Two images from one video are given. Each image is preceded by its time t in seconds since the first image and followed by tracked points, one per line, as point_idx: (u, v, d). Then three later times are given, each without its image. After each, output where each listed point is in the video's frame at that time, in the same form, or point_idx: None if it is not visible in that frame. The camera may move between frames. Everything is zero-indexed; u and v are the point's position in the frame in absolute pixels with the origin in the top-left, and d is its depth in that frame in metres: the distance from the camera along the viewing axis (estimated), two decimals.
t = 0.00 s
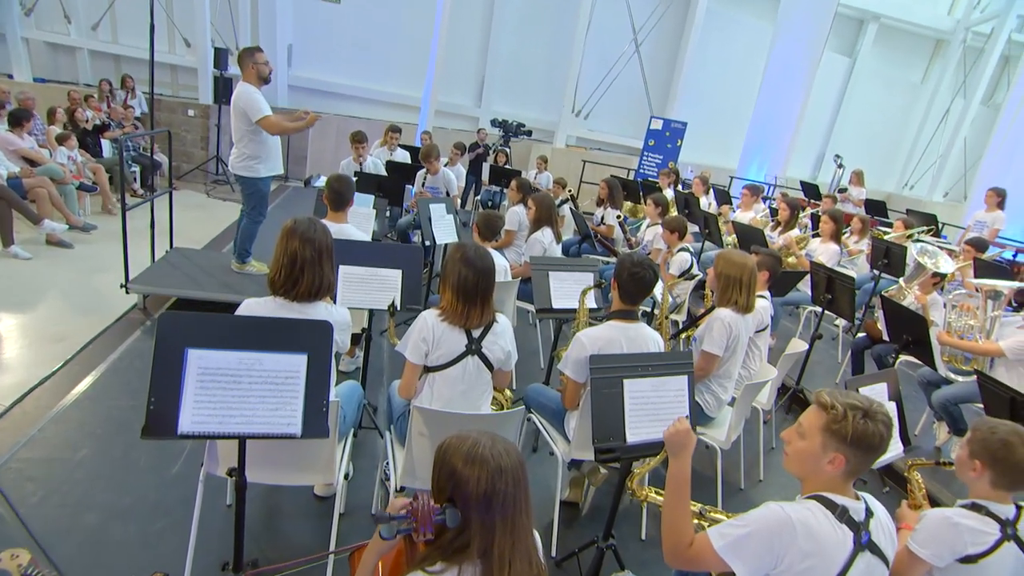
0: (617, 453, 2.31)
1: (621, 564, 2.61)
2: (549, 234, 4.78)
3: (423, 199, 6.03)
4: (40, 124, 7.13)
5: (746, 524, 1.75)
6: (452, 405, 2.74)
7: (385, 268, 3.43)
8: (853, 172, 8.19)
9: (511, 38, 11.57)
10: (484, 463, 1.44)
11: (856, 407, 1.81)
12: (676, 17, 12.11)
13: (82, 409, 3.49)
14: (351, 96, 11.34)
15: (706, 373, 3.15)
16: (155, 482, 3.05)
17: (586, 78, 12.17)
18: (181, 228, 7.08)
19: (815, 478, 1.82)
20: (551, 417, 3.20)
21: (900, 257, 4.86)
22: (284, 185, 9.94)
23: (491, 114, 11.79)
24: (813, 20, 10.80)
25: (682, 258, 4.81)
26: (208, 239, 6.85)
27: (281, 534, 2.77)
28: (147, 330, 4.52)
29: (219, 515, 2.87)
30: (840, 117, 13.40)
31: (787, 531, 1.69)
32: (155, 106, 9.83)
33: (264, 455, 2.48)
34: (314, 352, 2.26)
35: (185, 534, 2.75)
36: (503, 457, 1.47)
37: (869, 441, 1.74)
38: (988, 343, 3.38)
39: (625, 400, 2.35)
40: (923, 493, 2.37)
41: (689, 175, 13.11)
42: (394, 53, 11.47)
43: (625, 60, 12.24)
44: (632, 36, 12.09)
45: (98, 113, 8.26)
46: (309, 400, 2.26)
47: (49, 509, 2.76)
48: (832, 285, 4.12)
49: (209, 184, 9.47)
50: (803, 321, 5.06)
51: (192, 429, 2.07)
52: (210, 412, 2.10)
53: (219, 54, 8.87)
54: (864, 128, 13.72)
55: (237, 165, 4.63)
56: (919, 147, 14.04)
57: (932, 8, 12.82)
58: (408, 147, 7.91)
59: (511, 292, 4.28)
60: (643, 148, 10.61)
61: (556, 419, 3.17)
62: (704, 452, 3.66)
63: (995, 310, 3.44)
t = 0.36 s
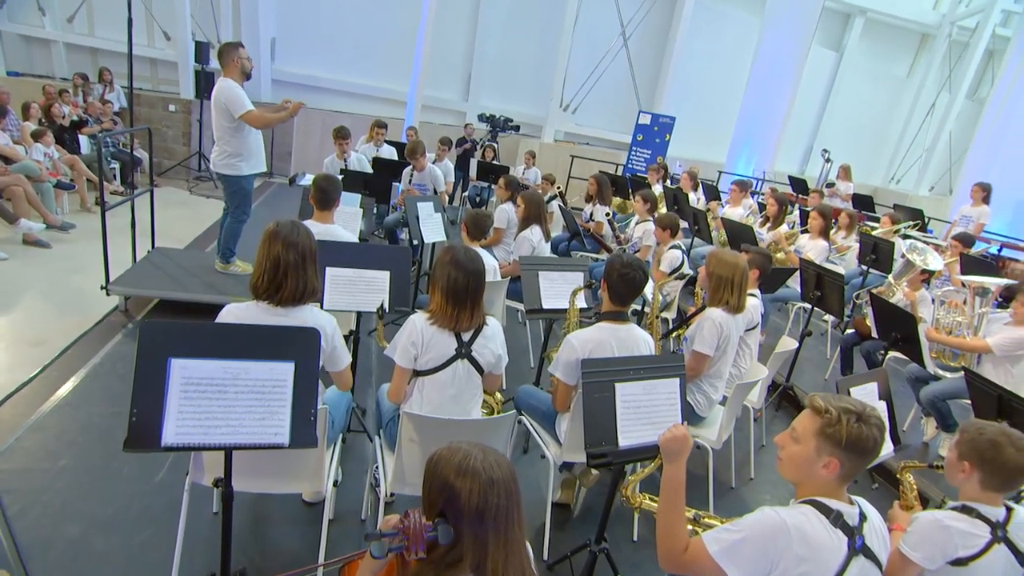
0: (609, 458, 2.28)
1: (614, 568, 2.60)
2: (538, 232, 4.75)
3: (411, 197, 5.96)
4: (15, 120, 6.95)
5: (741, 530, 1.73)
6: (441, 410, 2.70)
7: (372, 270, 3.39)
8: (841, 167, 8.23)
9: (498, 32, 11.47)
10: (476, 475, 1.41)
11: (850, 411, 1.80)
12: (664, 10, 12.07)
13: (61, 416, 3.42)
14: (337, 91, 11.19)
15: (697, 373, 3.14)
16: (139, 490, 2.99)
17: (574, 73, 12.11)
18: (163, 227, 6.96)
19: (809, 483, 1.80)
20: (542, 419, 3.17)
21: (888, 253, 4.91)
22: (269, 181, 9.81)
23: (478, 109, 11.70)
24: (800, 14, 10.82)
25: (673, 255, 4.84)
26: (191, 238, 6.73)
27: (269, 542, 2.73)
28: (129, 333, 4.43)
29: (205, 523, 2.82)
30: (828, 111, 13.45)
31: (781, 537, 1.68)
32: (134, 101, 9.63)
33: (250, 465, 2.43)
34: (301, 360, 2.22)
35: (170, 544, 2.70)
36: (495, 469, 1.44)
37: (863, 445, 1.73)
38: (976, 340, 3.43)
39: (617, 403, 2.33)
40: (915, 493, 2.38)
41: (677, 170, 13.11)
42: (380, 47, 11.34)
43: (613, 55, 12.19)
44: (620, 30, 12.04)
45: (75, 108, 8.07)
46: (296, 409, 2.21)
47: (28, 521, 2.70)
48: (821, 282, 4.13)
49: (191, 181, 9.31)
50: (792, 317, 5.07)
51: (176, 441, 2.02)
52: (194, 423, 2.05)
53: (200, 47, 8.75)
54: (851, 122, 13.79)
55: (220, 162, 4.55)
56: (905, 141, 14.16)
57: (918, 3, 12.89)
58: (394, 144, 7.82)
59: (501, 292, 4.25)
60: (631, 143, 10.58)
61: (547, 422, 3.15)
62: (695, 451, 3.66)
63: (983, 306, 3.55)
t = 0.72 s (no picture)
0: (602, 462, 2.25)
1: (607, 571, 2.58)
2: (528, 230, 4.71)
3: (397, 194, 5.88)
4: None
5: (738, 536, 1.70)
6: (431, 415, 2.65)
7: (358, 271, 3.33)
8: (829, 161, 8.25)
9: (484, 24, 11.36)
10: (470, 489, 1.37)
11: (845, 416, 1.77)
12: (651, 3, 12.02)
13: (39, 422, 3.34)
14: (321, 85, 11.03)
15: (689, 373, 3.13)
16: (121, 498, 2.92)
17: (561, 66, 12.03)
18: (143, 225, 6.82)
19: (805, 489, 1.78)
20: (533, 421, 3.14)
21: (877, 248, 4.96)
22: (252, 177, 9.65)
23: (465, 103, 11.58)
24: (787, 8, 10.82)
25: (666, 251, 4.87)
26: (173, 236, 6.61)
27: (256, 550, 2.68)
28: (109, 335, 4.34)
29: (190, 532, 2.77)
30: (816, 104, 13.50)
31: (778, 544, 1.65)
32: (111, 94, 9.41)
33: (236, 474, 2.37)
34: (288, 368, 2.17)
35: (155, 553, 2.65)
36: (489, 482, 1.40)
37: (859, 450, 1.71)
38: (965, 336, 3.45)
39: (610, 406, 2.30)
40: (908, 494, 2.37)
41: (665, 164, 13.09)
42: (364, 40, 11.19)
43: (601, 48, 12.13)
44: (607, 22, 11.98)
45: (49, 103, 7.87)
46: (283, 418, 2.15)
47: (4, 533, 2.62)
48: (811, 279, 4.14)
49: (172, 177, 9.14)
50: (782, 313, 5.08)
51: (159, 453, 1.96)
52: (177, 434, 1.98)
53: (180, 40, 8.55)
54: (839, 116, 13.85)
55: (196, 160, 4.43)
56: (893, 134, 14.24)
57: None
58: (380, 139, 7.73)
59: (490, 291, 4.20)
60: (620, 137, 10.56)
61: (538, 424, 3.12)
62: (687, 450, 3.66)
63: (973, 302, 3.54)
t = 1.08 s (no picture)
0: (595, 466, 2.21)
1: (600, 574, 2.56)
2: (517, 227, 4.66)
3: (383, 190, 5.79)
4: None
5: (734, 543, 1.68)
6: (420, 419, 2.60)
7: (345, 271, 3.26)
8: (817, 155, 8.27)
9: (469, 16, 11.23)
10: (465, 503, 1.32)
11: (840, 419, 1.75)
12: None
13: (13, 430, 3.24)
14: (303, 78, 10.85)
15: (680, 372, 3.11)
16: (101, 508, 2.85)
17: (548, 58, 11.94)
18: (120, 223, 6.67)
19: (801, 493, 1.76)
20: (523, 422, 3.11)
21: (865, 242, 5.03)
22: (234, 173, 9.49)
23: (451, 96, 11.46)
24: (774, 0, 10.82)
25: (653, 248, 4.86)
26: (152, 235, 6.47)
27: (242, 559, 2.63)
28: (87, 338, 4.24)
29: (174, 541, 2.71)
30: (803, 98, 13.54)
31: (774, 550, 1.62)
32: (86, 88, 9.18)
33: (220, 483, 2.32)
34: (274, 375, 2.10)
35: (136, 564, 2.59)
36: (485, 496, 1.35)
37: (854, 454, 1.69)
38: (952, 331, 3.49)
39: (602, 409, 2.27)
40: (901, 493, 2.36)
41: (653, 158, 13.07)
42: (348, 33, 11.03)
43: (587, 41, 12.06)
44: (594, 15, 11.90)
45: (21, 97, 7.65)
46: (269, 426, 2.08)
47: None
48: (801, 275, 4.16)
49: (150, 173, 8.95)
50: (771, 308, 5.08)
51: (140, 466, 1.88)
52: (159, 446, 1.91)
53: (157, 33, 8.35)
54: (826, 109, 13.91)
55: (167, 157, 4.35)
56: (879, 127, 14.32)
57: None
58: (365, 135, 7.62)
59: (479, 289, 4.16)
60: (607, 131, 10.52)
61: (528, 425, 3.08)
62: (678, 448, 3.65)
63: (959, 297, 3.57)
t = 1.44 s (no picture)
0: (584, 469, 2.19)
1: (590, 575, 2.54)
2: (503, 224, 4.61)
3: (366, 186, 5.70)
4: None
5: (726, 548, 1.66)
6: (406, 423, 2.56)
7: (328, 271, 3.20)
8: (800, 148, 8.32)
9: (451, 9, 11.10)
10: (458, 516, 1.29)
11: (831, 422, 1.75)
12: None
13: None
14: (282, 71, 10.65)
15: (668, 369, 3.11)
16: (77, 518, 2.78)
17: (531, 52, 11.86)
18: (94, 221, 6.50)
19: (792, 496, 1.75)
20: (511, 423, 3.08)
21: (848, 236, 5.13)
22: (213, 169, 9.32)
23: (433, 90, 11.33)
24: None
25: (637, 244, 4.86)
26: (127, 233, 6.32)
27: (225, 568, 2.57)
28: (60, 341, 4.12)
29: (154, 551, 2.65)
30: (786, 91, 13.61)
31: (766, 554, 1.60)
32: (55, 81, 8.92)
33: (201, 493, 2.26)
34: (255, 384, 2.03)
35: None
36: (478, 509, 1.32)
37: (845, 456, 1.69)
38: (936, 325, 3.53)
39: (591, 412, 2.24)
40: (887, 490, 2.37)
41: (637, 151, 13.08)
42: (327, 25, 10.85)
43: (571, 33, 11.99)
44: (577, 7, 11.83)
45: None
46: (251, 436, 2.02)
47: None
48: (786, 270, 4.21)
49: (124, 170, 8.74)
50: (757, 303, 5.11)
51: (117, 480, 1.81)
52: (136, 459, 1.84)
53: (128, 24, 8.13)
54: (808, 102, 13.99)
55: (134, 160, 4.25)
56: (861, 119, 14.45)
57: None
58: (346, 130, 7.50)
59: (464, 288, 4.11)
60: (591, 125, 10.48)
61: (516, 426, 3.06)
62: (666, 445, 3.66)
63: (940, 291, 3.72)
